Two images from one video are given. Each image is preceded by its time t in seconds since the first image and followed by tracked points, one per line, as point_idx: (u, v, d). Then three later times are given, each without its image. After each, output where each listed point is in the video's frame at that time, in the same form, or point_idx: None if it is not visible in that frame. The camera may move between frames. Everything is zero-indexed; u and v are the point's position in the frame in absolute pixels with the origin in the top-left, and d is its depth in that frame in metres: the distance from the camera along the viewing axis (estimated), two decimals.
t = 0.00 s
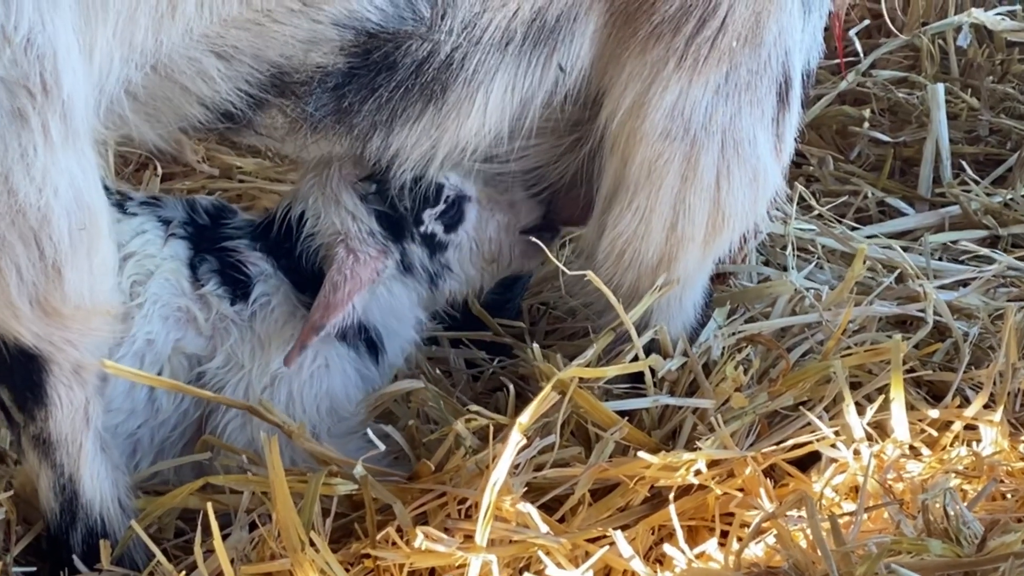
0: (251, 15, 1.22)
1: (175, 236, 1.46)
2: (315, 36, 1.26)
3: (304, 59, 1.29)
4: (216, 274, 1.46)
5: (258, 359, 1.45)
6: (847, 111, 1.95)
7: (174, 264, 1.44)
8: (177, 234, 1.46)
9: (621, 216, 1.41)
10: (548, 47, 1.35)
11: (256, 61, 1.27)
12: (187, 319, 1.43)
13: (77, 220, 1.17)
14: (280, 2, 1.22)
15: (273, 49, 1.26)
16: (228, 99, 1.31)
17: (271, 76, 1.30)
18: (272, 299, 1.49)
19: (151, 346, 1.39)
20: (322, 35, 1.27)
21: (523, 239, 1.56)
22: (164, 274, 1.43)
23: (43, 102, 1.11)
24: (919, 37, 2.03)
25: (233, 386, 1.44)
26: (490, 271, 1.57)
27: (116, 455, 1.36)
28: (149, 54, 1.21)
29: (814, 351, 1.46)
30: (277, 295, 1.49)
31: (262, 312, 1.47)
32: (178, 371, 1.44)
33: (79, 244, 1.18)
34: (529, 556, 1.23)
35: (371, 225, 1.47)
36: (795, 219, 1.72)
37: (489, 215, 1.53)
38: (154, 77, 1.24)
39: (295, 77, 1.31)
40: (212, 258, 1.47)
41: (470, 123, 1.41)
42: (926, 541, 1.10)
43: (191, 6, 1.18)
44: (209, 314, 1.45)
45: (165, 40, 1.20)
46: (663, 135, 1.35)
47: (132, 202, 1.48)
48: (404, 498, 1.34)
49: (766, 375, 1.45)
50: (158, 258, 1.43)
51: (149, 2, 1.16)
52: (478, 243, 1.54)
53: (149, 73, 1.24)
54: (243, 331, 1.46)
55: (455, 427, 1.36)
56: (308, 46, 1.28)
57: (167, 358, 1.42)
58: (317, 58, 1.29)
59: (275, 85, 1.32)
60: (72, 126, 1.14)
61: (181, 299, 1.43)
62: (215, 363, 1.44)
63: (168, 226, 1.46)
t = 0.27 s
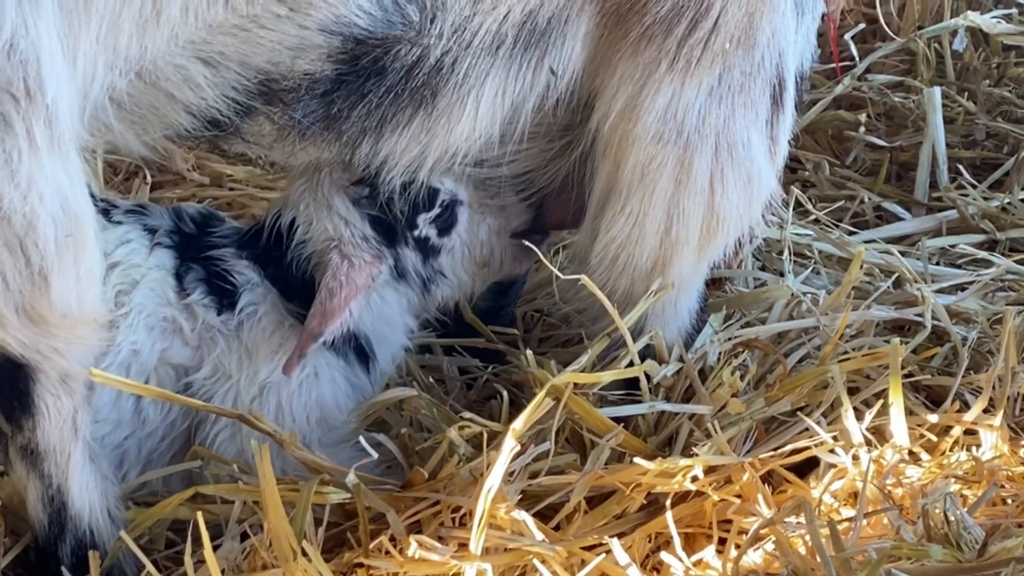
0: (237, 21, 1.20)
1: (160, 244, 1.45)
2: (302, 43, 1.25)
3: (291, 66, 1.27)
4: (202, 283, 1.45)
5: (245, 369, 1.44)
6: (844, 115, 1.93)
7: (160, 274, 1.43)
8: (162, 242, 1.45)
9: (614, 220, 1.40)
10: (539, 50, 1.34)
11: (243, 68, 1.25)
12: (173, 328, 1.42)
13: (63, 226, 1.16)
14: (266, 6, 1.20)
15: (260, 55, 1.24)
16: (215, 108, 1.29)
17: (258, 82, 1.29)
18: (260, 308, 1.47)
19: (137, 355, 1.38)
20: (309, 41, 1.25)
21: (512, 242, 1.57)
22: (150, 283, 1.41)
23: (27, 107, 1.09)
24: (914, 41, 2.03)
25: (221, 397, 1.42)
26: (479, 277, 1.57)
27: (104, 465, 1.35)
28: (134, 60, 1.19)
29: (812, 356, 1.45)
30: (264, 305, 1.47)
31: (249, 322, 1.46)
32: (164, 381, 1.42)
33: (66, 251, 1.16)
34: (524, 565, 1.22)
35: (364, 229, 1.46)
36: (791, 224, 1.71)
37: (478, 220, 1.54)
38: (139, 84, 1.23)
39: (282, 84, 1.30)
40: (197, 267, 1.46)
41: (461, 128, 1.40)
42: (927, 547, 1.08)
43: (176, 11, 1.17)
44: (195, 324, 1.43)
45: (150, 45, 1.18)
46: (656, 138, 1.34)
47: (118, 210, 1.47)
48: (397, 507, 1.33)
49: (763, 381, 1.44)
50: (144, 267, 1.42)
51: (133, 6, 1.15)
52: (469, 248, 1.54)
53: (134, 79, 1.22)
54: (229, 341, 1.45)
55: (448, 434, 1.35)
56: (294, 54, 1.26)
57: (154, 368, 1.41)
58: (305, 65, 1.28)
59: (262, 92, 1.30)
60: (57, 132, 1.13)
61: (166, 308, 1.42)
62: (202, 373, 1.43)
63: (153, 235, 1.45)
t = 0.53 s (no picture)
0: (226, 22, 1.19)
1: (150, 249, 1.44)
2: (291, 45, 1.24)
3: (281, 68, 1.26)
4: (192, 288, 1.43)
5: (236, 375, 1.42)
6: (839, 119, 1.93)
7: (149, 279, 1.42)
8: (151, 247, 1.44)
9: (609, 223, 1.39)
10: (530, 51, 1.34)
11: (232, 70, 1.25)
12: (163, 334, 1.41)
13: (52, 230, 1.14)
14: (254, 7, 1.19)
15: (250, 58, 1.23)
16: (204, 110, 1.28)
17: (247, 85, 1.27)
18: (251, 313, 1.46)
19: (126, 361, 1.37)
20: (298, 44, 1.24)
21: (507, 246, 1.54)
22: (139, 288, 1.40)
23: (14, 108, 1.08)
24: (910, 44, 2.02)
25: (212, 404, 1.41)
26: (474, 281, 1.55)
27: (93, 473, 1.33)
28: (121, 61, 1.18)
29: (810, 360, 1.44)
30: (254, 309, 1.46)
31: (240, 327, 1.44)
32: (154, 389, 1.41)
33: (54, 255, 1.15)
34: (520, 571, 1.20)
35: (355, 232, 1.44)
36: (788, 228, 1.69)
37: (473, 224, 1.51)
38: (127, 87, 1.22)
39: (272, 87, 1.29)
40: (187, 272, 1.44)
41: (452, 130, 1.39)
42: (928, 550, 1.07)
43: (163, 12, 1.16)
44: (185, 330, 1.42)
45: (137, 47, 1.17)
46: (650, 138, 1.34)
47: (106, 215, 1.46)
48: (391, 514, 1.31)
49: (761, 385, 1.42)
50: (133, 273, 1.40)
51: (121, 7, 1.13)
52: (461, 251, 1.51)
53: (121, 83, 1.21)
54: (220, 346, 1.43)
55: (443, 440, 1.33)
56: (282, 56, 1.25)
57: (144, 374, 1.39)
58: (294, 68, 1.26)
59: (252, 96, 1.29)
60: (44, 134, 1.12)
61: (156, 314, 1.40)
62: (192, 380, 1.41)
63: (143, 239, 1.44)
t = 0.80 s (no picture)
0: (215, 24, 1.18)
1: (142, 256, 1.42)
2: (281, 45, 1.23)
3: (272, 70, 1.25)
4: (185, 295, 1.42)
5: (230, 383, 1.40)
6: (837, 123, 1.93)
7: (142, 286, 1.40)
8: (144, 254, 1.43)
9: (606, 226, 1.38)
10: (524, 52, 1.33)
11: (222, 72, 1.24)
12: (157, 342, 1.39)
13: (41, 234, 1.13)
14: (244, 8, 1.18)
15: (240, 59, 1.23)
16: (193, 115, 1.27)
17: (237, 87, 1.26)
18: (245, 320, 1.44)
19: (120, 370, 1.36)
20: (289, 45, 1.23)
21: (499, 253, 1.55)
22: (132, 296, 1.39)
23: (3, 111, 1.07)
24: (908, 47, 2.02)
25: (207, 411, 1.39)
26: (467, 288, 1.55)
27: (87, 482, 1.31)
28: (109, 64, 1.17)
29: (811, 364, 1.43)
30: (248, 316, 1.44)
31: (233, 335, 1.43)
32: (148, 397, 1.39)
33: (44, 261, 1.13)
34: None
35: (346, 237, 1.43)
36: (787, 233, 1.69)
37: (462, 233, 1.51)
38: (115, 91, 1.21)
39: (262, 89, 1.27)
40: (180, 279, 1.43)
41: (446, 132, 1.38)
42: (934, 553, 1.06)
43: (152, 13, 1.15)
44: (179, 337, 1.40)
45: (125, 49, 1.17)
46: (647, 140, 1.33)
47: (98, 222, 1.44)
48: (389, 521, 1.29)
49: (762, 389, 1.41)
50: (127, 280, 1.39)
51: (109, 9, 1.13)
52: (454, 258, 1.51)
53: (108, 87, 1.20)
54: (214, 354, 1.41)
55: (441, 446, 1.32)
56: (273, 57, 1.24)
57: (138, 383, 1.38)
58: (285, 70, 1.25)
59: (242, 98, 1.28)
60: (33, 138, 1.10)
61: (149, 321, 1.39)
62: (187, 389, 1.40)
63: (135, 246, 1.43)
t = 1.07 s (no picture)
0: (196, 29, 1.17)
1: (133, 267, 1.41)
2: (263, 49, 1.22)
3: (254, 75, 1.24)
4: (177, 306, 1.41)
5: (223, 396, 1.39)
6: (835, 131, 1.92)
7: (133, 297, 1.38)
8: (135, 265, 1.41)
9: (600, 234, 1.37)
10: (513, 56, 1.32)
11: (203, 78, 1.23)
12: (149, 354, 1.37)
13: (23, 243, 1.11)
14: (225, 13, 1.17)
15: (221, 65, 1.22)
16: (175, 122, 1.26)
17: (219, 93, 1.25)
18: (237, 331, 1.43)
19: (111, 382, 1.34)
20: (271, 49, 1.22)
21: (491, 258, 1.54)
22: (123, 307, 1.37)
23: None
24: (906, 54, 2.02)
25: (200, 424, 1.38)
26: (460, 293, 1.55)
27: (77, 496, 1.29)
28: (88, 71, 1.16)
29: (812, 373, 1.42)
30: (240, 327, 1.43)
31: (227, 345, 1.41)
32: (140, 410, 1.37)
33: (26, 271, 1.12)
34: None
35: (337, 244, 1.43)
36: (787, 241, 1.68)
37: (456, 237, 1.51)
38: (95, 99, 1.20)
39: (245, 94, 1.26)
40: (172, 289, 1.42)
41: (433, 139, 1.36)
42: (940, 563, 1.05)
43: (131, 18, 1.14)
44: (172, 349, 1.39)
45: (106, 57, 1.15)
46: (639, 146, 1.32)
47: (88, 232, 1.43)
48: (387, 533, 1.27)
49: (762, 398, 1.40)
50: (118, 292, 1.37)
51: (88, 14, 1.12)
52: (447, 265, 1.51)
53: (88, 95, 1.19)
54: (207, 366, 1.40)
55: (439, 458, 1.30)
56: (255, 62, 1.23)
57: (130, 396, 1.36)
58: (267, 74, 1.25)
59: (224, 104, 1.27)
60: (13, 146, 1.09)
61: (141, 333, 1.38)
62: (179, 402, 1.38)
63: (127, 256, 1.41)
